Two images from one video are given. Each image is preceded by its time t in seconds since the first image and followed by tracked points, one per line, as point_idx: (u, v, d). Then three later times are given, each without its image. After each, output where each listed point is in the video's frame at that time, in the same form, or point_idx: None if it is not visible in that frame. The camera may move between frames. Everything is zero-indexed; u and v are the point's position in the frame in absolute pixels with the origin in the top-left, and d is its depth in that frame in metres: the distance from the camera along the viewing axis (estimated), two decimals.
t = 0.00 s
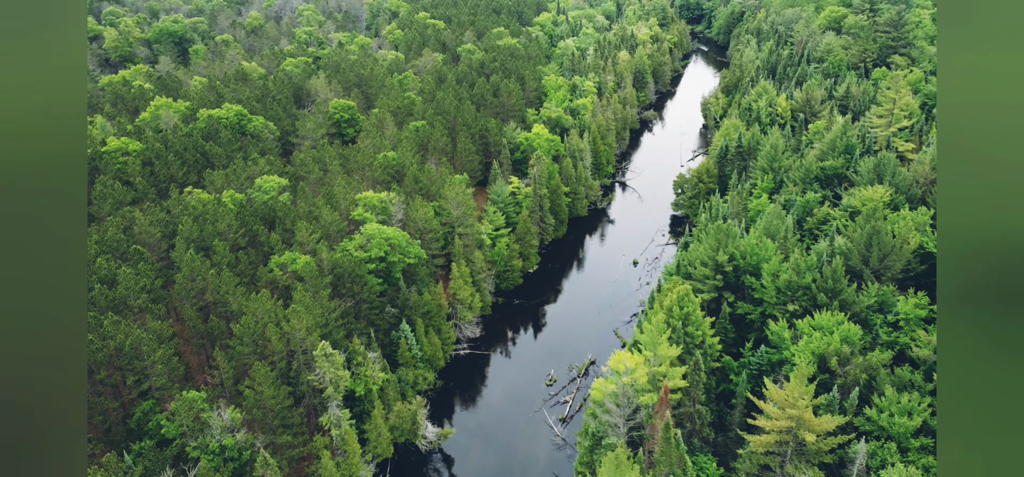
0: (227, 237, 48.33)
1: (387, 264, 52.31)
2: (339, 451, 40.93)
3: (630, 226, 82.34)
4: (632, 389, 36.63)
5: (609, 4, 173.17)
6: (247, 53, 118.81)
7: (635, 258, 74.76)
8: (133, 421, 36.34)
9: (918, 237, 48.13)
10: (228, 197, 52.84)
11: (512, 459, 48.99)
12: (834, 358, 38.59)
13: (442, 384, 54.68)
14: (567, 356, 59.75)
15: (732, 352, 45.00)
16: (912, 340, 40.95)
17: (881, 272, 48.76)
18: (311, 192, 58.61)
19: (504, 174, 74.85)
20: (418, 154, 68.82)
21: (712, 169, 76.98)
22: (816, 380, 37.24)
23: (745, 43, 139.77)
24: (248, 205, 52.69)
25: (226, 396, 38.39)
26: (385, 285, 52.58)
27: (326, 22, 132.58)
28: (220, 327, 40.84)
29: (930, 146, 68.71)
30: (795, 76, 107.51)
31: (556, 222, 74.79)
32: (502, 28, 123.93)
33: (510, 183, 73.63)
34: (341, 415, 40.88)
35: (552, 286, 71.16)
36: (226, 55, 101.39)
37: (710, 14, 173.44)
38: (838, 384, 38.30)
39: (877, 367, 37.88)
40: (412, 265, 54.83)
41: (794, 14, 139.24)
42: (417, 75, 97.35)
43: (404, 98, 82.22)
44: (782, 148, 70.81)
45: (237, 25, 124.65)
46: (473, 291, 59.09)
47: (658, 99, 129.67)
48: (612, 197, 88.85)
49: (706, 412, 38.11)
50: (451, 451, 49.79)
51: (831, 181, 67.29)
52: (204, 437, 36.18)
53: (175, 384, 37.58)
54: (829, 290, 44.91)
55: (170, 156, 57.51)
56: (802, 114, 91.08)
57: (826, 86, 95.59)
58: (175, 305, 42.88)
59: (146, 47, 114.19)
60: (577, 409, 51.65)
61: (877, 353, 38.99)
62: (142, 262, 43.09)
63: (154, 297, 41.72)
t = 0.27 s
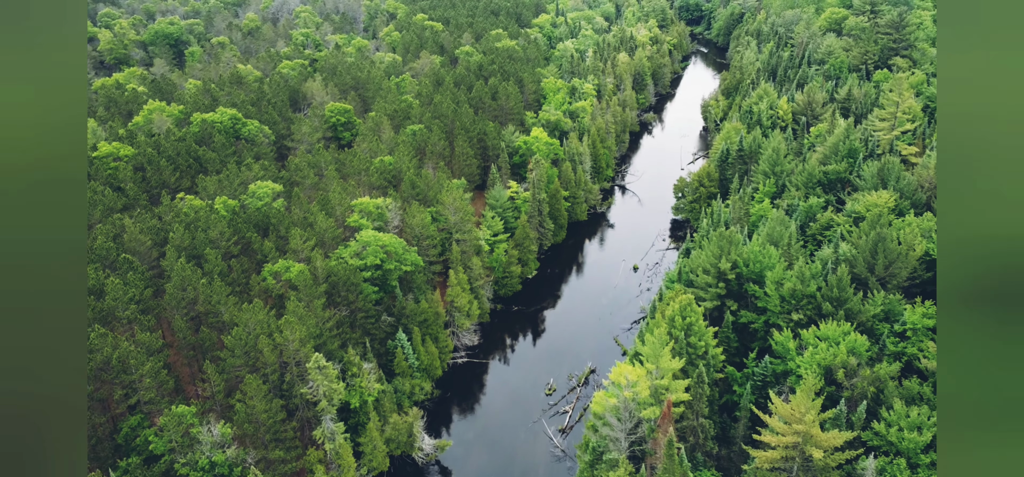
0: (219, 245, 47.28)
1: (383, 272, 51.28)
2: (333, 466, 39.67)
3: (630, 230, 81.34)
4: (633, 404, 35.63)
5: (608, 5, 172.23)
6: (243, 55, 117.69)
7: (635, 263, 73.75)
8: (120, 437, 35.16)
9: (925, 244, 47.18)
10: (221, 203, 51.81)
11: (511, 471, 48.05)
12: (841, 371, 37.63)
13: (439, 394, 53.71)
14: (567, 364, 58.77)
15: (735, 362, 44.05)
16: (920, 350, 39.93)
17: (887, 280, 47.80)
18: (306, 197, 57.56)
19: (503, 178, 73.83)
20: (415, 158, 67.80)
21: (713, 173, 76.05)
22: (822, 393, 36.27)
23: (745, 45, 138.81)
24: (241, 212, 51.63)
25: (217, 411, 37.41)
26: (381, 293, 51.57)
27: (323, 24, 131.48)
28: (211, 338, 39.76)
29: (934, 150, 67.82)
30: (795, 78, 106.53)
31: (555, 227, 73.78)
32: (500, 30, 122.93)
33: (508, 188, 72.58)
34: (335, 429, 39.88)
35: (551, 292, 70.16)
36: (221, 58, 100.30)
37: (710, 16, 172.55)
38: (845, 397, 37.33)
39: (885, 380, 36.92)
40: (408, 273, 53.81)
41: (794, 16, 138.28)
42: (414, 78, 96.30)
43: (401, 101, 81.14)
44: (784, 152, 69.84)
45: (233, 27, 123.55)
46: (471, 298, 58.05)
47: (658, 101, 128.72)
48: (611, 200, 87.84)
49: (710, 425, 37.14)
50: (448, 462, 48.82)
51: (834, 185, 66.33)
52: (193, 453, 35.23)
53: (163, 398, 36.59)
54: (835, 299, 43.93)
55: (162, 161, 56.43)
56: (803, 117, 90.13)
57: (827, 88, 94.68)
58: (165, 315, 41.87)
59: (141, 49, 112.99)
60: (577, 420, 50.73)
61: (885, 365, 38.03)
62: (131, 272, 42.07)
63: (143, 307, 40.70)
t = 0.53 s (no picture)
0: (207, 255, 45.95)
1: (376, 281, 50.10)
2: None
3: (628, 235, 80.21)
4: (634, 421, 34.56)
5: (604, 7, 171.19)
6: (237, 58, 116.24)
7: (633, 269, 72.63)
8: (102, 457, 34.01)
9: (930, 252, 46.21)
10: (210, 211, 50.53)
11: None
12: (848, 385, 36.60)
13: (435, 405, 52.50)
14: (565, 374, 57.63)
15: (737, 376, 42.99)
16: (928, 363, 38.93)
17: (892, 289, 46.82)
18: (298, 204, 56.32)
19: (499, 183, 72.64)
20: (410, 164, 66.60)
21: (711, 177, 74.67)
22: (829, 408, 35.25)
23: (743, 47, 137.84)
24: (231, 220, 50.38)
25: (204, 428, 36.24)
26: (375, 303, 50.35)
27: (317, 26, 130.06)
28: (198, 352, 38.54)
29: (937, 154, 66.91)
30: (794, 81, 105.59)
31: (553, 232, 72.64)
32: (497, 32, 121.74)
33: (505, 193, 71.39)
34: (327, 446, 38.68)
35: (548, 299, 68.97)
36: (214, 61, 99.00)
37: (707, 17, 171.63)
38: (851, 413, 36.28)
39: (893, 395, 35.86)
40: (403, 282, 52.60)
41: (792, 17, 137.35)
42: (409, 81, 95.08)
43: (395, 105, 79.90)
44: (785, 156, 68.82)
45: (227, 29, 122.17)
46: (467, 307, 56.83)
47: (655, 104, 127.63)
48: (609, 205, 86.68)
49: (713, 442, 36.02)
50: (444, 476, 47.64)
51: (836, 191, 65.36)
52: (179, 474, 34.11)
53: (148, 416, 35.37)
54: (839, 310, 42.91)
55: (151, 168, 55.13)
56: (803, 121, 89.24)
57: (826, 91, 93.76)
58: (151, 328, 40.58)
59: (133, 52, 111.36)
60: (576, 433, 49.63)
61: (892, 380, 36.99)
62: (116, 284, 40.79)
63: (127, 321, 39.42)
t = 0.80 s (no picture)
0: (195, 264, 44.83)
1: (368, 290, 49.06)
2: None
3: (624, 239, 79.29)
4: (633, 436, 33.61)
5: (600, 8, 170.37)
6: (229, 60, 114.83)
7: (631, 274, 71.69)
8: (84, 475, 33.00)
9: (932, 259, 45.38)
10: (199, 219, 49.39)
11: None
12: (851, 397, 35.73)
13: (429, 415, 51.45)
14: (562, 383, 56.63)
15: (738, 386, 42.10)
16: (932, 373, 38.08)
17: (894, 296, 46.02)
18: (288, 211, 55.22)
19: (494, 188, 71.65)
20: (403, 169, 65.57)
21: (710, 181, 73.75)
22: (832, 422, 34.35)
23: (739, 48, 137.24)
24: (220, 228, 49.25)
25: (189, 444, 35.13)
26: (367, 312, 49.29)
27: (311, 28, 128.74)
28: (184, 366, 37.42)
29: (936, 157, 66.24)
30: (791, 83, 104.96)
31: (548, 237, 71.67)
32: (491, 34, 120.77)
33: (500, 197, 70.40)
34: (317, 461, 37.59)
35: (544, 305, 67.97)
36: (205, 64, 97.73)
37: (702, 18, 170.99)
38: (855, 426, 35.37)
39: (898, 408, 34.99)
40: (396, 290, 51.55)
41: (788, 18, 136.83)
42: (403, 84, 94.05)
43: (389, 109, 78.82)
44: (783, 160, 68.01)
45: (219, 31, 120.88)
46: (461, 315, 55.80)
47: (651, 105, 126.87)
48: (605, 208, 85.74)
49: (713, 456, 35.10)
50: None
51: (835, 194, 64.60)
52: None
53: (131, 432, 34.25)
54: (841, 319, 42.05)
55: (138, 175, 53.95)
56: (800, 123, 88.58)
57: (824, 93, 93.06)
58: (135, 341, 39.47)
59: (123, 54, 109.80)
60: (573, 444, 48.68)
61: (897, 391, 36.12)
62: (99, 295, 39.64)
63: (111, 333, 38.29)
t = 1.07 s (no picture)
0: (180, 275, 43.69)
1: (359, 300, 47.98)
2: None
3: (619, 244, 78.38)
4: (631, 451, 32.77)
5: (593, 9, 169.57)
6: (219, 63, 113.39)
7: (626, 280, 70.77)
8: None
9: (933, 265, 44.60)
10: (185, 227, 48.22)
11: None
12: (854, 409, 34.89)
13: (422, 426, 50.34)
14: (557, 391, 55.65)
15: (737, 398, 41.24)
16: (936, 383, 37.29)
17: (895, 303, 45.23)
18: (278, 218, 54.08)
19: (488, 193, 70.65)
20: (395, 174, 64.51)
21: (706, 185, 72.94)
22: (835, 436, 33.47)
23: (734, 50, 136.60)
24: (207, 237, 48.11)
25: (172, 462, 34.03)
26: (358, 322, 48.20)
27: (302, 30, 127.40)
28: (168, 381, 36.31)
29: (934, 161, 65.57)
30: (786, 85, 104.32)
31: (543, 243, 70.70)
32: (485, 35, 119.78)
33: (494, 202, 69.40)
34: None
35: (539, 311, 66.95)
36: (194, 67, 96.39)
37: (696, 19, 170.40)
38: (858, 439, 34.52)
39: (902, 421, 34.13)
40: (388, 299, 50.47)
41: (782, 20, 136.27)
42: (395, 87, 92.95)
43: (381, 112, 77.70)
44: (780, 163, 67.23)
45: (209, 33, 119.48)
46: (455, 323, 54.74)
47: (646, 107, 126.09)
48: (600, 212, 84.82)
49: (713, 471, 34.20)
50: None
51: (833, 199, 63.87)
52: None
53: (112, 450, 33.13)
54: (842, 328, 41.23)
55: (123, 182, 52.74)
56: (796, 126, 87.88)
57: (819, 95, 92.41)
58: (118, 355, 38.34)
59: (111, 57, 108.13)
60: (569, 456, 47.70)
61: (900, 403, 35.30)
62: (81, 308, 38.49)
63: (93, 347, 37.17)
